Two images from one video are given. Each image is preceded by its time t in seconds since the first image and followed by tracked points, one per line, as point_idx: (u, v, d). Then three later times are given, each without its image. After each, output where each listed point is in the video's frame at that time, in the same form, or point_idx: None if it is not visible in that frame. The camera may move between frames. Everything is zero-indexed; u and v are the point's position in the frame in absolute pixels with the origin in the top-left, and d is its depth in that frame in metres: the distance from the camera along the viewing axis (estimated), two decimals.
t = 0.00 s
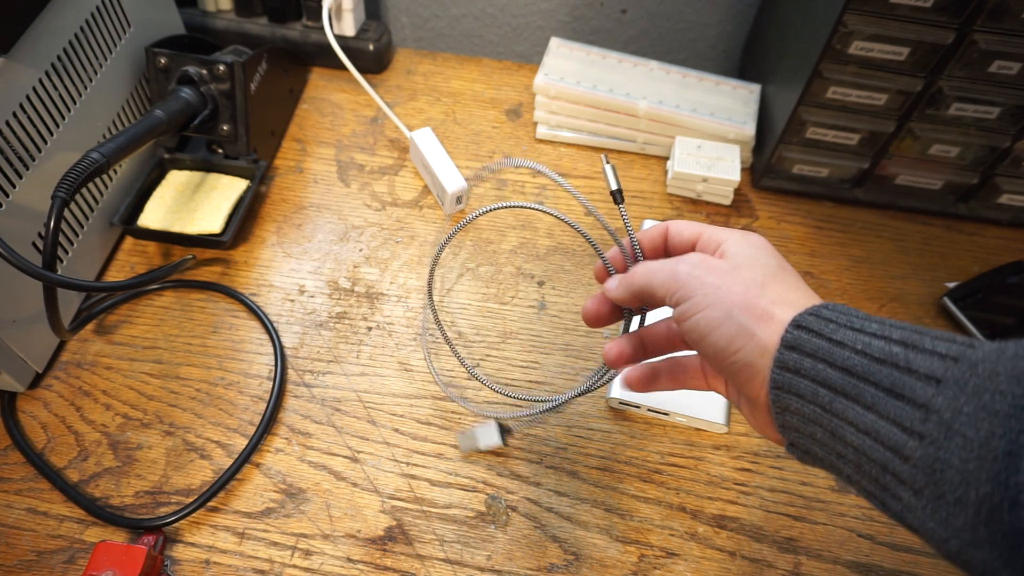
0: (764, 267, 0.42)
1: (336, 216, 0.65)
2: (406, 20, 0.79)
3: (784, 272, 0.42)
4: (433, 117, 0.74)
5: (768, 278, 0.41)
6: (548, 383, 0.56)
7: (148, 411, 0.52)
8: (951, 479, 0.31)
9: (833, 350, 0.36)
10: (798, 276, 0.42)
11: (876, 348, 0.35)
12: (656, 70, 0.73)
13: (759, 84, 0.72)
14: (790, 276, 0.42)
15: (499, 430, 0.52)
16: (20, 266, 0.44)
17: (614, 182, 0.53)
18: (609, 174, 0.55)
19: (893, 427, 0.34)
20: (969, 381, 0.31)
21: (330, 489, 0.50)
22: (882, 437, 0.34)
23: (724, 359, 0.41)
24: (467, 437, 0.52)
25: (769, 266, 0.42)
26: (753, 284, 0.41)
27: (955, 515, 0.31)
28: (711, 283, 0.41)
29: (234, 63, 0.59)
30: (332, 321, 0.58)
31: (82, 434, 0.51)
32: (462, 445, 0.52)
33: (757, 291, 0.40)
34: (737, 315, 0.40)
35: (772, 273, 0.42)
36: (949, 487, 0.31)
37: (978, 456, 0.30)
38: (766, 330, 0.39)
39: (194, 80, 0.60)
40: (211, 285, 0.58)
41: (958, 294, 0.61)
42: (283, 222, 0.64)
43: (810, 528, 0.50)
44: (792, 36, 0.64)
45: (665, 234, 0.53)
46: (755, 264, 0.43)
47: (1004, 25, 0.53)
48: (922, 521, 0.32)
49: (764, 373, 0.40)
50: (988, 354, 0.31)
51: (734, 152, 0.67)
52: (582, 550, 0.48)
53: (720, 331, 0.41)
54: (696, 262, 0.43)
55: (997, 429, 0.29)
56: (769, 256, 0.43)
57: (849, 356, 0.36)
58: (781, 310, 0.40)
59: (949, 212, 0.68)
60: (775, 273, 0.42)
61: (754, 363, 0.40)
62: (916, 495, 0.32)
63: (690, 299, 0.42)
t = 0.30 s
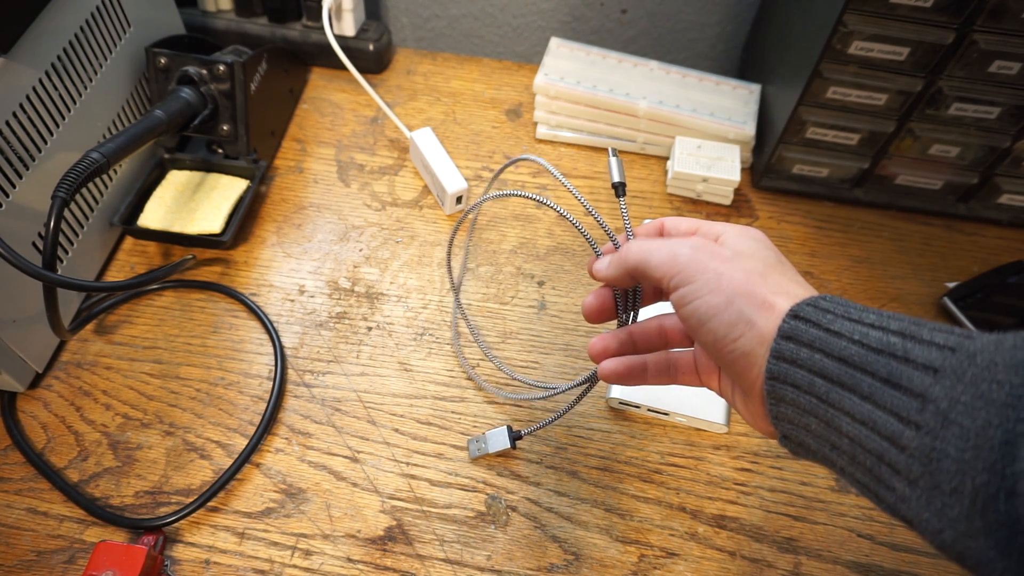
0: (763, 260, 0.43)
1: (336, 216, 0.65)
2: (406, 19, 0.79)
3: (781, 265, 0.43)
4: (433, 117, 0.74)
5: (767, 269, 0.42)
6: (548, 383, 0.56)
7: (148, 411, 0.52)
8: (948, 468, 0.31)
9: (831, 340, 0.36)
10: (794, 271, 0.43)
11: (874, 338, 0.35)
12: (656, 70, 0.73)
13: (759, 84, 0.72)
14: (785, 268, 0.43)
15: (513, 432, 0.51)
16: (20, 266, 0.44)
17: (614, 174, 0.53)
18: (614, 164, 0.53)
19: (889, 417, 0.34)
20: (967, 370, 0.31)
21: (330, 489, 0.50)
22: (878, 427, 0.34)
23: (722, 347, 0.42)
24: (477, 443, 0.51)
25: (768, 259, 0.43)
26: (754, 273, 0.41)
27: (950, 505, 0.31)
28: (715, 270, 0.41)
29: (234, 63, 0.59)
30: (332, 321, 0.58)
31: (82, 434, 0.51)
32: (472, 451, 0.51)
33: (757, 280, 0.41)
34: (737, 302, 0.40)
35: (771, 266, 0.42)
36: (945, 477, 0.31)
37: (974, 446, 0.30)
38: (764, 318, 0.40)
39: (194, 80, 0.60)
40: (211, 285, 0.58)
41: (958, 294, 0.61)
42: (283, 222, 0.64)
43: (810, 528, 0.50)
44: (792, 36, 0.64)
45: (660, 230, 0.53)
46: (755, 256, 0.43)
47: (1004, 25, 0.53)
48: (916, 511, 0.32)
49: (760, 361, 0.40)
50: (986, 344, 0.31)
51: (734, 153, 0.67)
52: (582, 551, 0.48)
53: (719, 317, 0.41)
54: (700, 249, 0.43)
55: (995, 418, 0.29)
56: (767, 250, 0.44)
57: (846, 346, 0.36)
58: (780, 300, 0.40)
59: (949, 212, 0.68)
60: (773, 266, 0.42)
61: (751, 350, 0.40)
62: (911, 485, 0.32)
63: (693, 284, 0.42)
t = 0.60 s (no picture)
0: (775, 264, 0.43)
1: (336, 216, 0.65)
2: (406, 20, 0.79)
3: (792, 270, 0.43)
4: (433, 117, 0.74)
5: (778, 273, 0.42)
6: (549, 383, 0.56)
7: (148, 411, 0.52)
8: (954, 473, 0.31)
9: (837, 345, 0.36)
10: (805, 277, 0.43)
11: (880, 342, 0.35)
12: (656, 70, 0.73)
13: (759, 84, 0.72)
14: (794, 272, 0.43)
15: (513, 432, 0.51)
16: (20, 266, 0.44)
17: (620, 178, 0.53)
18: (619, 169, 0.54)
19: (896, 421, 0.33)
20: (974, 376, 0.31)
21: (330, 489, 0.50)
22: (885, 432, 0.34)
23: (730, 347, 0.42)
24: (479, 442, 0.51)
25: (779, 264, 0.43)
26: (765, 275, 0.41)
27: (957, 509, 0.31)
28: (727, 269, 0.41)
29: (234, 63, 0.59)
30: (332, 321, 0.58)
31: (82, 434, 0.51)
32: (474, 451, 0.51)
33: (768, 282, 0.41)
34: (748, 302, 0.40)
35: (782, 270, 0.42)
36: (951, 481, 0.31)
37: (981, 450, 0.30)
38: (774, 320, 0.40)
39: (194, 80, 0.60)
40: (211, 285, 0.59)
41: (958, 294, 0.61)
42: (283, 222, 0.64)
43: (810, 528, 0.50)
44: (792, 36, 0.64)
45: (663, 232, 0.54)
46: (767, 259, 0.43)
47: (1004, 25, 0.53)
48: (923, 516, 0.32)
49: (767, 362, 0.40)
50: (993, 350, 0.32)
51: (734, 152, 0.67)
52: (582, 550, 0.48)
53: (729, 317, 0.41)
54: (714, 247, 0.43)
55: (1002, 423, 0.30)
56: (779, 256, 0.44)
57: (852, 350, 0.36)
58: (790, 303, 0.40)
59: (949, 213, 0.68)
60: (785, 271, 0.42)
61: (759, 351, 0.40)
62: (917, 490, 0.32)
63: (704, 282, 0.42)
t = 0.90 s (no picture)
0: (773, 266, 0.43)
1: (336, 216, 0.65)
2: (406, 20, 0.79)
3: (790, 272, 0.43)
4: (433, 117, 0.74)
5: (776, 274, 0.42)
6: (548, 383, 0.56)
7: (148, 411, 0.52)
8: (954, 474, 0.31)
9: (837, 346, 0.36)
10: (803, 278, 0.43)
11: (880, 344, 0.35)
12: (656, 70, 0.73)
13: (759, 84, 0.72)
14: (792, 274, 0.43)
15: (513, 437, 0.51)
16: (20, 266, 0.44)
17: (613, 182, 0.53)
18: (610, 172, 0.54)
19: (896, 423, 0.34)
20: (974, 377, 0.31)
21: (330, 489, 0.50)
22: (885, 433, 0.34)
23: (729, 350, 0.41)
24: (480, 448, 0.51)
25: (777, 266, 0.43)
26: (764, 278, 0.41)
27: (956, 511, 0.31)
28: (725, 272, 0.42)
29: (234, 63, 0.59)
30: (332, 321, 0.58)
31: (82, 434, 0.51)
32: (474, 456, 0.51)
33: (766, 284, 0.41)
34: (746, 305, 0.40)
35: (780, 272, 0.42)
36: (951, 483, 0.31)
37: (981, 452, 0.30)
38: (773, 322, 0.40)
39: (194, 80, 0.60)
40: (211, 285, 0.59)
41: (958, 294, 0.61)
42: (283, 222, 0.64)
43: (810, 528, 0.50)
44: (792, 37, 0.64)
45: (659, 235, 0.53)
46: (765, 261, 0.43)
47: (1004, 25, 0.53)
48: (922, 518, 0.32)
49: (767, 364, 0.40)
50: (993, 351, 0.32)
51: (734, 152, 0.67)
52: (582, 550, 0.48)
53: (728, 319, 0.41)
54: (710, 251, 0.43)
55: (1002, 425, 0.30)
56: (776, 258, 0.44)
57: (852, 351, 0.36)
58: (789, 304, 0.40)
59: (949, 213, 0.68)
60: (782, 273, 0.42)
61: (759, 354, 0.40)
62: (916, 491, 0.32)
63: (702, 286, 0.42)
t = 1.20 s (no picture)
0: (760, 262, 0.43)
1: (336, 216, 0.65)
2: (406, 20, 0.79)
3: (778, 265, 0.43)
4: (433, 117, 0.74)
5: (764, 272, 0.42)
6: (548, 383, 0.56)
7: (148, 411, 0.52)
8: (955, 469, 0.31)
9: (836, 340, 0.36)
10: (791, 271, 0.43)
11: (879, 338, 0.35)
12: (655, 70, 0.73)
13: (758, 84, 0.72)
14: (781, 268, 0.43)
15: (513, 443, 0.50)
16: (20, 266, 0.44)
17: (596, 183, 0.53)
18: (594, 173, 0.54)
19: (896, 417, 0.34)
20: (975, 371, 0.31)
21: (330, 489, 0.50)
22: (885, 428, 0.34)
23: (724, 350, 0.42)
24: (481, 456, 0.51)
25: (764, 261, 0.43)
26: (751, 277, 0.41)
27: (957, 507, 0.31)
28: (711, 275, 0.42)
29: (234, 62, 0.59)
30: (332, 321, 0.58)
31: (82, 434, 0.51)
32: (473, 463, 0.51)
33: (754, 283, 0.41)
34: (736, 305, 0.40)
35: (767, 268, 0.42)
36: (952, 478, 0.31)
37: (983, 447, 0.30)
38: (765, 320, 0.40)
39: (194, 80, 0.60)
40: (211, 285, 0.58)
41: (958, 294, 0.61)
42: (283, 222, 0.64)
43: (810, 528, 0.50)
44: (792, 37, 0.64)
45: (649, 236, 0.53)
46: (751, 258, 0.43)
47: (1004, 25, 0.53)
48: (922, 513, 0.32)
49: (762, 361, 0.40)
50: (994, 344, 0.31)
51: (734, 152, 0.67)
52: (582, 550, 0.48)
53: (719, 321, 0.41)
54: (695, 254, 0.43)
55: (1004, 420, 0.29)
56: (763, 252, 0.44)
57: (851, 345, 0.36)
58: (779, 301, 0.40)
59: (949, 212, 0.68)
60: (770, 268, 0.42)
61: (753, 352, 0.40)
62: (916, 487, 0.32)
63: (690, 290, 0.42)
